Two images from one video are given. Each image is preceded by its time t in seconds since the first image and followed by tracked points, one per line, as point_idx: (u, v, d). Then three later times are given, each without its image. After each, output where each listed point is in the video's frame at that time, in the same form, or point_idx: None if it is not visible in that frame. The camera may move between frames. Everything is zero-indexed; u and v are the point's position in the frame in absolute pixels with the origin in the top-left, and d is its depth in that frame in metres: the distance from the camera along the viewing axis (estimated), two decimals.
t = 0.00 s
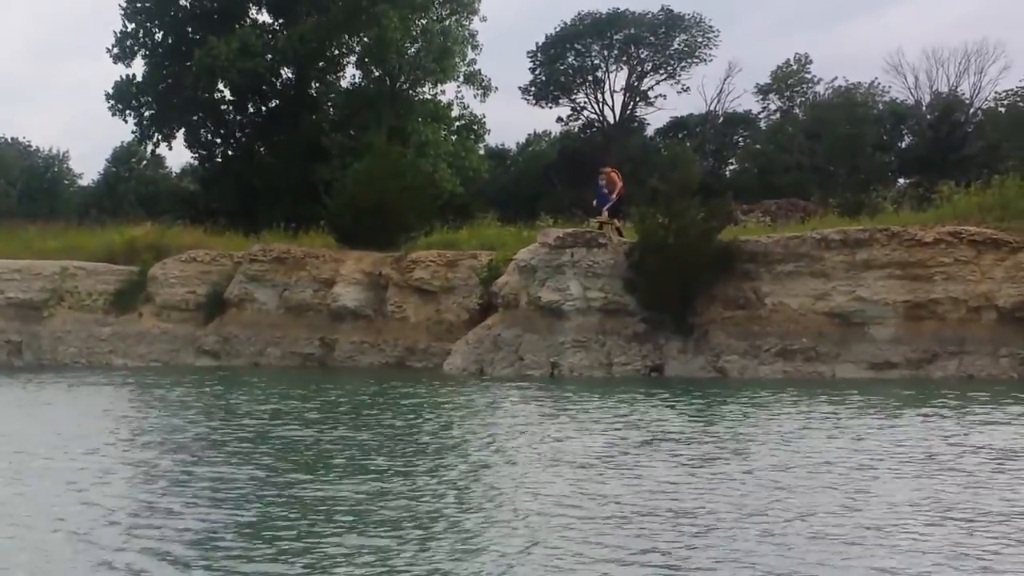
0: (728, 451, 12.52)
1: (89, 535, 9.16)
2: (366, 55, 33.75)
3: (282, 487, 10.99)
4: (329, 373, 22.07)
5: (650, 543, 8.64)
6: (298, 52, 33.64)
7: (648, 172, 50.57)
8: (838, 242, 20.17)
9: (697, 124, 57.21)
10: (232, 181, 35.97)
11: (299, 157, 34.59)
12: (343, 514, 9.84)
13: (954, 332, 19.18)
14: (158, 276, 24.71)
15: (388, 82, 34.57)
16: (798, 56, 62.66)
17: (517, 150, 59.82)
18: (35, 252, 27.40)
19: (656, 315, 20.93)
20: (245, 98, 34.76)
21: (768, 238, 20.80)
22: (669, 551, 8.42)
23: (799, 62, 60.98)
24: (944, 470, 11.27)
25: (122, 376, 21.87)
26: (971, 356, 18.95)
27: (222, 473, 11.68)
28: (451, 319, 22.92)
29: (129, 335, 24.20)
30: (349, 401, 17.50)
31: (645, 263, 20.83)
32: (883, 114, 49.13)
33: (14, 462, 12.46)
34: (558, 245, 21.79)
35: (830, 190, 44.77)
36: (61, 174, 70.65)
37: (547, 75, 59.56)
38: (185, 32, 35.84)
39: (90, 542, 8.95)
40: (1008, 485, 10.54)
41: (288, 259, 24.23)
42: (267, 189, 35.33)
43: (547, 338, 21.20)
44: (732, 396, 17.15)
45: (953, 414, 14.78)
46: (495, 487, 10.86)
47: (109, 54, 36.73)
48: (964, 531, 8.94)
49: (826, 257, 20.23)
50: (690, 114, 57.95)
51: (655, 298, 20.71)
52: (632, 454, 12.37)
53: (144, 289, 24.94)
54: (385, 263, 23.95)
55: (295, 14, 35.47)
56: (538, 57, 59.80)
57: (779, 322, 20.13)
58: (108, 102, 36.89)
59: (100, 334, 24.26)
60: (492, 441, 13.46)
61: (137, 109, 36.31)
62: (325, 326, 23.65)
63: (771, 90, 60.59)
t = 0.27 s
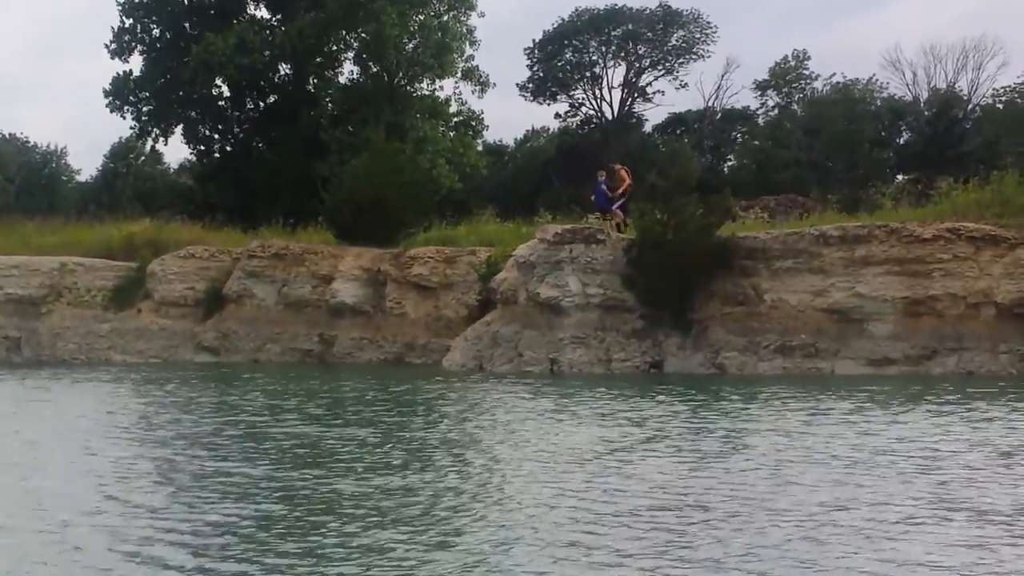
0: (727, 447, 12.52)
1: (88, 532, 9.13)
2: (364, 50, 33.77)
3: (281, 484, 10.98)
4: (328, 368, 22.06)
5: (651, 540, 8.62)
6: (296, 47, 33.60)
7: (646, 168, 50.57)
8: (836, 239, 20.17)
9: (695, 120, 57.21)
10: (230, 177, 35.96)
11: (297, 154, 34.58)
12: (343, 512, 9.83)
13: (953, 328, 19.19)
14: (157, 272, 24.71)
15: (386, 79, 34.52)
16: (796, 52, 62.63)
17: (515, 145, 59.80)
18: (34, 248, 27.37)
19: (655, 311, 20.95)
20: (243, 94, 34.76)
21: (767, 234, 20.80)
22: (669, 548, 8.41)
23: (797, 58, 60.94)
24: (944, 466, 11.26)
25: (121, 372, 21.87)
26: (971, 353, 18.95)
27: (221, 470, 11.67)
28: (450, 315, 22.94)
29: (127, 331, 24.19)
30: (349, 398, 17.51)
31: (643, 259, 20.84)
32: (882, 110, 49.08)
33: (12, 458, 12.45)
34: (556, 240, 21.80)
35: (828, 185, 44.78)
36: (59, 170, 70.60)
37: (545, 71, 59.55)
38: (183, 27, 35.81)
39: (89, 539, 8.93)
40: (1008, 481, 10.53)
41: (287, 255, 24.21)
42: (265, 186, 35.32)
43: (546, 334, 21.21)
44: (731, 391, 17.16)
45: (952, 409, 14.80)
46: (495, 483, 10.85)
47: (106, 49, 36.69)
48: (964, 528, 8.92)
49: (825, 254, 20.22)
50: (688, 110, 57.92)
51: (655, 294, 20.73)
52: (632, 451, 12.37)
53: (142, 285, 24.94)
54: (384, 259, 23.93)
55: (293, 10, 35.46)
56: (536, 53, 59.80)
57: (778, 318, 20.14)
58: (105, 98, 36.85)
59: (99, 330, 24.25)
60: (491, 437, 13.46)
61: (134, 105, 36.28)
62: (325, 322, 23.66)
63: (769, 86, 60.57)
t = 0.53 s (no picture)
0: (729, 447, 12.52)
1: (88, 532, 9.12)
2: (368, 51, 33.78)
3: (282, 483, 10.99)
4: (330, 368, 22.05)
5: (651, 541, 8.62)
6: (300, 47, 33.62)
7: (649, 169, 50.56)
8: (840, 239, 20.16)
9: (699, 120, 57.19)
10: (233, 177, 36.01)
11: (301, 153, 34.60)
12: (344, 511, 9.83)
13: (956, 329, 19.15)
14: (159, 272, 24.77)
15: (390, 78, 34.51)
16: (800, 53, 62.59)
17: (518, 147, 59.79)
18: (36, 248, 27.37)
19: (657, 312, 20.94)
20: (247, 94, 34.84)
21: (770, 235, 20.79)
22: (670, 549, 8.40)
23: (801, 59, 60.90)
24: (946, 467, 11.25)
25: (123, 371, 21.88)
26: (973, 354, 18.90)
27: (223, 469, 11.67)
28: (452, 315, 22.95)
29: (130, 331, 24.21)
30: (351, 397, 17.51)
31: (645, 261, 20.84)
32: (886, 111, 49.04)
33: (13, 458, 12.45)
34: (559, 241, 21.82)
35: (832, 187, 44.73)
36: (63, 169, 70.69)
37: (548, 72, 59.55)
38: (187, 27, 35.87)
39: (89, 539, 8.93)
40: (1010, 482, 10.52)
41: (290, 255, 24.23)
42: (269, 185, 35.32)
43: (548, 334, 21.21)
44: (733, 393, 17.14)
45: (954, 410, 14.79)
46: (496, 483, 10.85)
47: (110, 49, 36.75)
48: (966, 529, 8.91)
49: (827, 254, 20.22)
50: (691, 110, 57.92)
51: (657, 296, 20.73)
52: (633, 451, 12.37)
53: (145, 285, 24.98)
54: (386, 259, 23.93)
55: (298, 10, 35.51)
56: (540, 54, 59.81)
57: (779, 319, 20.12)
58: (109, 97, 36.91)
59: (101, 330, 24.26)
60: (493, 437, 13.46)
61: (139, 105, 36.35)
62: (327, 322, 23.68)
63: (773, 87, 60.52)
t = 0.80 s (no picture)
0: (728, 446, 12.53)
1: (89, 532, 9.13)
2: (368, 50, 33.77)
3: (282, 483, 10.99)
4: (330, 368, 22.05)
5: (651, 541, 8.62)
6: (300, 47, 33.61)
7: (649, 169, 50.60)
8: (839, 238, 20.17)
9: (699, 120, 57.20)
10: (233, 177, 36.01)
11: (300, 153, 34.61)
12: (344, 510, 9.83)
13: (956, 328, 19.15)
14: (159, 272, 24.78)
15: (390, 78, 34.51)
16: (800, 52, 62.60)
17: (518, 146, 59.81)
18: (36, 248, 27.38)
19: (657, 311, 20.95)
20: (247, 93, 34.84)
21: (769, 234, 20.81)
22: (670, 548, 8.40)
23: (801, 58, 60.91)
24: (945, 465, 11.26)
25: (123, 371, 21.90)
26: (973, 352, 18.89)
27: (223, 469, 11.68)
28: (452, 315, 22.95)
29: (130, 331, 24.22)
30: (351, 396, 17.52)
31: (646, 260, 20.85)
32: (886, 110, 49.05)
33: (13, 459, 12.44)
34: (559, 241, 21.84)
35: (832, 186, 44.74)
36: (63, 170, 70.73)
37: (549, 71, 59.58)
38: (187, 27, 35.87)
39: (89, 539, 8.92)
40: (1010, 481, 10.53)
41: (290, 255, 24.24)
42: (269, 185, 35.32)
43: (548, 334, 21.23)
44: (733, 392, 17.15)
45: (955, 409, 14.80)
46: (496, 482, 10.86)
47: (110, 49, 36.75)
48: (965, 528, 8.92)
49: (827, 254, 20.23)
50: (691, 110, 57.93)
51: (658, 295, 20.73)
52: (632, 450, 12.38)
53: (145, 285, 24.99)
54: (386, 259, 23.93)
55: (298, 10, 35.51)
56: (540, 54, 59.84)
57: (779, 319, 20.12)
58: (109, 97, 36.91)
59: (101, 330, 24.28)
60: (493, 436, 13.47)
61: (138, 105, 36.36)
62: (326, 322, 23.68)
63: (773, 86, 60.54)
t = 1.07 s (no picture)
0: (728, 446, 12.56)
1: (88, 534, 9.13)
2: (369, 52, 33.82)
3: (282, 484, 11.00)
4: (330, 369, 22.06)
5: (651, 542, 8.62)
6: (300, 48, 33.64)
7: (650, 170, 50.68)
8: (839, 239, 20.21)
9: (699, 121, 57.23)
10: (233, 178, 36.04)
11: (300, 154, 34.64)
12: (345, 511, 9.86)
13: (955, 329, 19.17)
14: (160, 273, 24.81)
15: (390, 79, 34.53)
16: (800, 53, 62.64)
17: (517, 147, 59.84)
18: (37, 249, 27.39)
19: (657, 311, 20.98)
20: (247, 95, 34.88)
21: (769, 235, 20.84)
22: (668, 549, 8.42)
23: (801, 60, 60.95)
24: (945, 466, 11.29)
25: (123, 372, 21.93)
26: (973, 352, 18.91)
27: (223, 470, 11.69)
28: (452, 316, 22.98)
29: (130, 332, 24.26)
30: (352, 397, 17.55)
31: (646, 261, 20.88)
32: (886, 111, 49.10)
33: (13, 459, 12.47)
34: (559, 242, 21.87)
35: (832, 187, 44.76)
36: (63, 171, 70.75)
37: (549, 73, 59.62)
38: (187, 29, 35.90)
39: (89, 540, 8.93)
40: (1010, 481, 10.57)
41: (290, 256, 24.27)
42: (269, 186, 35.34)
43: (548, 334, 21.26)
44: (732, 393, 17.19)
45: (955, 410, 14.83)
46: (496, 482, 10.89)
47: (111, 50, 36.77)
48: (964, 528, 8.94)
49: (827, 254, 20.26)
50: (691, 111, 57.98)
51: (658, 296, 20.76)
52: (632, 450, 12.41)
53: (145, 285, 25.01)
54: (386, 260, 23.96)
55: (298, 12, 35.54)
56: (540, 56, 59.89)
57: (779, 320, 20.15)
58: (109, 98, 36.92)
59: (102, 331, 24.32)
60: (493, 437, 13.50)
61: (139, 106, 36.37)
62: (326, 323, 23.71)
63: (773, 87, 60.57)
